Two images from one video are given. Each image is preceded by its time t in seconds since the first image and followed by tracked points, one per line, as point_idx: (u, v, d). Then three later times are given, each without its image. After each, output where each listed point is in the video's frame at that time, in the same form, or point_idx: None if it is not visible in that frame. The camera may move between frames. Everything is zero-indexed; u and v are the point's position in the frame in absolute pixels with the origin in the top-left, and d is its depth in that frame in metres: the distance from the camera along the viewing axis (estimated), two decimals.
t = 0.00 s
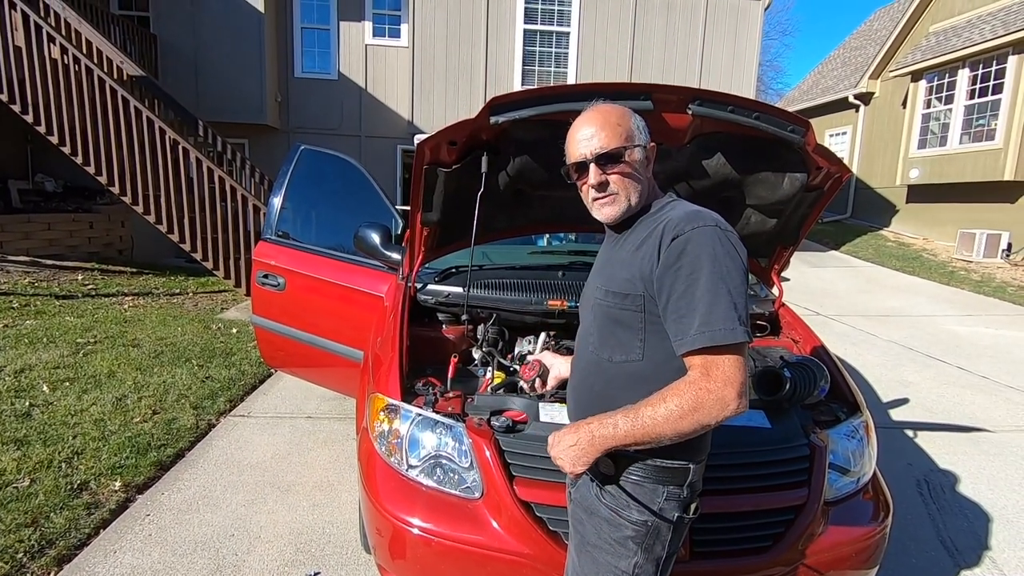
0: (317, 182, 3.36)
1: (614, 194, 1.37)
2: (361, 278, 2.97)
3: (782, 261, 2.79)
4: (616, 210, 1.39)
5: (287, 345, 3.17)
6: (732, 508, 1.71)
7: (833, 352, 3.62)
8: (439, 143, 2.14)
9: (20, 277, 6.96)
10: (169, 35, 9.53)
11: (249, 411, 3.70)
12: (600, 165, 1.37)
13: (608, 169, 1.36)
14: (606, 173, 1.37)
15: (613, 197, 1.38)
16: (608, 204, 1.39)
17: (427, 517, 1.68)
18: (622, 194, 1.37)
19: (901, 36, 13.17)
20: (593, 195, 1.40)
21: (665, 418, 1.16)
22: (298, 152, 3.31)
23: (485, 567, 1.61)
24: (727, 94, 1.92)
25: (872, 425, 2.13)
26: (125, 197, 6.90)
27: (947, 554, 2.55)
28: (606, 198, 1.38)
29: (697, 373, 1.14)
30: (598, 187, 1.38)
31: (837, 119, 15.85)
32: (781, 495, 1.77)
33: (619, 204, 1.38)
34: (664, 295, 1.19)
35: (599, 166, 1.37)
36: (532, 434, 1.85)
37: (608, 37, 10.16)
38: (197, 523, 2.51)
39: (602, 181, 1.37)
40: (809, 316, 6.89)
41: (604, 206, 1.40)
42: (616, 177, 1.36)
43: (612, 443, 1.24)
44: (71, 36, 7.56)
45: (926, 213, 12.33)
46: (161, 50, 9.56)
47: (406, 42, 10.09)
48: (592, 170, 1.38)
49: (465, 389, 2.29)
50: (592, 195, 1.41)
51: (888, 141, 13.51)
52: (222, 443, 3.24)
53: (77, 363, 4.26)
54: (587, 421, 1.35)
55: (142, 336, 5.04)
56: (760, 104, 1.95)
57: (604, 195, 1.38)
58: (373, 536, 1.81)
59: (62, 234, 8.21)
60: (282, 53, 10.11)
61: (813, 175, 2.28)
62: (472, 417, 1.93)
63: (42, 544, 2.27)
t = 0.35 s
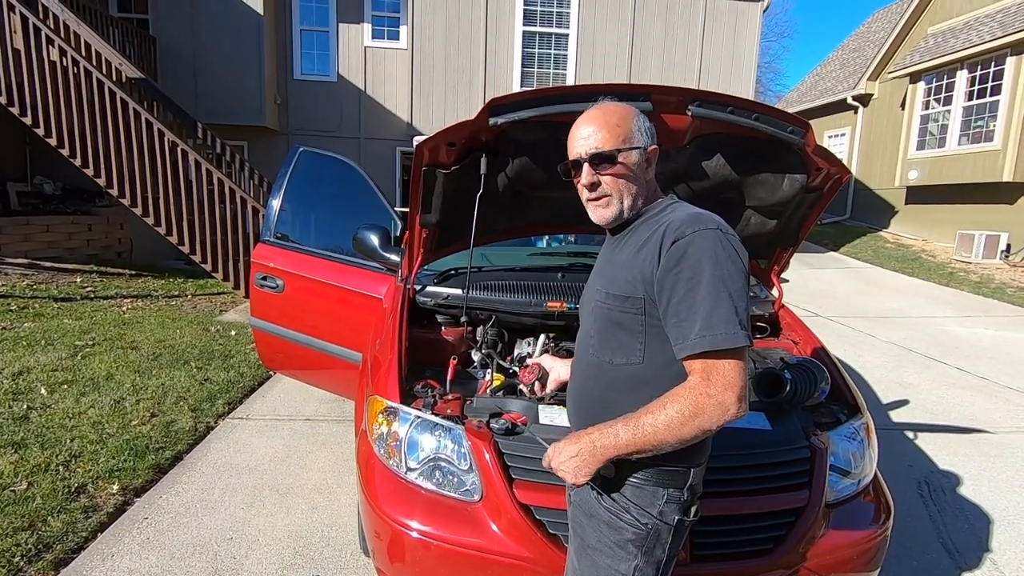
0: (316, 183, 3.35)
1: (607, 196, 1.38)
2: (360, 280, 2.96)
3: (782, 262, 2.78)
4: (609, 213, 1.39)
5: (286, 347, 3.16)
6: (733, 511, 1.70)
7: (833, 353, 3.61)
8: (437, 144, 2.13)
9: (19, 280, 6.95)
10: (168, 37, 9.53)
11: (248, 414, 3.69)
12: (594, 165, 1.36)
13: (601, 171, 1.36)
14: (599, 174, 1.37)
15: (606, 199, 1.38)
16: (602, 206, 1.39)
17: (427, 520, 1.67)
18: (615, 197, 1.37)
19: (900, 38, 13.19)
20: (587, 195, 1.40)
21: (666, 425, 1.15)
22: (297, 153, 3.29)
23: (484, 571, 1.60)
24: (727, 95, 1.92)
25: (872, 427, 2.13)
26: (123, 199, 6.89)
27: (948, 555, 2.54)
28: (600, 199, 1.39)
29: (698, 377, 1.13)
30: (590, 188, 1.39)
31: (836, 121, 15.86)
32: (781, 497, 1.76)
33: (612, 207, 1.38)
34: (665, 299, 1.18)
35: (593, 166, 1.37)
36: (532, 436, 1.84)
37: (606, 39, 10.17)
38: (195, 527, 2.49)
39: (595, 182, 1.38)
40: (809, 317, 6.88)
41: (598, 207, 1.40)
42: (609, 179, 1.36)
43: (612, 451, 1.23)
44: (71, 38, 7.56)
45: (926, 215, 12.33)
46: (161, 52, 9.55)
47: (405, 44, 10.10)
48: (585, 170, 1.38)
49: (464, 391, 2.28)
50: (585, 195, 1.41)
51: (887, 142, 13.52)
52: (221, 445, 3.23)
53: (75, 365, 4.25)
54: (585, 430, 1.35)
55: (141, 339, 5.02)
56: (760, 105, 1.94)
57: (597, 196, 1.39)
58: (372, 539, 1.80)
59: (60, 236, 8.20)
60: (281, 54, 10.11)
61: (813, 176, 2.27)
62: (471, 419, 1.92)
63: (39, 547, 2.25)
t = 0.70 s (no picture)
0: (314, 183, 3.34)
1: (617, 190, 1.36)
2: (358, 280, 2.95)
3: (780, 261, 2.78)
4: (618, 208, 1.38)
5: (283, 347, 3.14)
6: (732, 510, 1.69)
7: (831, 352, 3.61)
8: (435, 143, 2.12)
9: (15, 281, 6.92)
10: (164, 37, 9.51)
11: (245, 415, 3.68)
12: (607, 156, 1.35)
13: (615, 161, 1.35)
14: (613, 165, 1.35)
15: (616, 193, 1.36)
16: (611, 200, 1.37)
17: (425, 521, 1.67)
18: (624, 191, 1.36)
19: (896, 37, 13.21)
20: (598, 186, 1.37)
21: (673, 423, 1.14)
22: (293, 153, 3.27)
23: (482, 572, 1.59)
24: (725, 93, 1.91)
25: (870, 426, 2.12)
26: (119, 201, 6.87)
27: (947, 553, 2.55)
28: (609, 192, 1.37)
29: (705, 375, 1.13)
30: (603, 178, 1.36)
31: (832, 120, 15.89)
32: (780, 496, 1.75)
33: (621, 201, 1.37)
34: (669, 295, 1.18)
35: (606, 156, 1.35)
36: (530, 437, 1.84)
37: (603, 39, 10.17)
38: (193, 528, 2.48)
39: (609, 172, 1.35)
40: (806, 316, 6.89)
41: (608, 201, 1.38)
42: (622, 171, 1.35)
43: (618, 455, 1.20)
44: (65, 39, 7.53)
45: (922, 213, 12.36)
46: (156, 53, 9.53)
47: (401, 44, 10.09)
48: (598, 161, 1.36)
49: (463, 391, 2.27)
50: (596, 187, 1.38)
51: (884, 141, 13.54)
52: (219, 447, 3.22)
53: (72, 367, 4.23)
54: (583, 430, 1.31)
55: (137, 340, 5.00)
56: (758, 103, 1.94)
57: (609, 187, 1.36)
58: (370, 541, 1.79)
59: (56, 237, 8.18)
60: (277, 54, 10.09)
61: (810, 174, 2.27)
62: (470, 419, 1.91)
63: (36, 550, 2.24)
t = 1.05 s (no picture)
0: (311, 182, 3.33)
1: (612, 192, 1.36)
2: (356, 280, 2.95)
3: (777, 258, 2.79)
4: (612, 209, 1.38)
5: (281, 346, 3.14)
6: (729, 507, 1.70)
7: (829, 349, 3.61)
8: (431, 142, 2.13)
9: (12, 281, 6.91)
10: (161, 36, 9.48)
11: (244, 414, 3.67)
12: (600, 159, 1.35)
13: (608, 165, 1.35)
14: (606, 169, 1.35)
15: (610, 194, 1.37)
16: (606, 201, 1.38)
17: (423, 519, 1.67)
18: (620, 193, 1.36)
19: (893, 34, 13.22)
20: (591, 189, 1.38)
21: (685, 426, 1.14)
22: (291, 152, 3.26)
23: (480, 570, 1.60)
24: (721, 91, 1.91)
25: (867, 422, 2.13)
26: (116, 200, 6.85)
27: (944, 549, 2.56)
28: (604, 194, 1.37)
29: (713, 376, 1.13)
30: (596, 182, 1.37)
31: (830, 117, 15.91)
32: (777, 493, 1.76)
33: (616, 202, 1.37)
34: (673, 296, 1.18)
35: (599, 160, 1.36)
36: (528, 435, 1.85)
37: (601, 37, 10.16)
38: (191, 528, 2.49)
39: (602, 176, 1.36)
40: (804, 313, 6.91)
41: (602, 203, 1.38)
42: (615, 174, 1.35)
43: (635, 464, 1.19)
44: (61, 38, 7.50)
45: (920, 210, 12.37)
46: (153, 52, 9.51)
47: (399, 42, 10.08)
48: (591, 164, 1.36)
49: (460, 389, 2.28)
50: (589, 190, 1.39)
51: (882, 138, 13.55)
52: (217, 446, 3.21)
53: (69, 367, 4.22)
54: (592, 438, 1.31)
55: (135, 340, 5.00)
56: (754, 101, 1.94)
57: (603, 191, 1.36)
58: (368, 539, 1.79)
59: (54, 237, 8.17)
60: (274, 53, 10.08)
61: (807, 172, 2.27)
62: (468, 419, 1.93)
63: (34, 550, 2.24)
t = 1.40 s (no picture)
0: (307, 182, 3.33)
1: (608, 188, 1.37)
2: (352, 279, 2.95)
3: (773, 255, 2.79)
4: (609, 205, 1.38)
5: (277, 346, 3.14)
6: (725, 504, 1.70)
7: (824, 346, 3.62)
8: (427, 141, 2.12)
9: (6, 282, 6.88)
10: (155, 35, 9.45)
11: (241, 414, 3.67)
12: (596, 156, 1.36)
13: (605, 162, 1.36)
14: (603, 166, 1.36)
15: (607, 191, 1.37)
16: (602, 198, 1.38)
17: (420, 518, 1.67)
18: (616, 189, 1.37)
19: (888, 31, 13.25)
20: (588, 186, 1.38)
21: (682, 424, 1.15)
22: (286, 152, 3.26)
23: (478, 568, 1.60)
24: (716, 89, 1.92)
25: (863, 419, 2.14)
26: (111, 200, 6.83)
27: (939, 544, 2.57)
28: (601, 190, 1.37)
29: (710, 374, 1.14)
30: (593, 179, 1.37)
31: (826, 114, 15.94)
32: (773, 489, 1.77)
33: (612, 198, 1.37)
34: (671, 295, 1.18)
35: (595, 157, 1.36)
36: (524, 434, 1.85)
37: (597, 35, 10.17)
38: (188, 528, 2.48)
39: (599, 173, 1.36)
40: (801, 310, 6.92)
41: (598, 199, 1.38)
42: (612, 171, 1.36)
43: (631, 461, 1.20)
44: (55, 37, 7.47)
45: (915, 207, 12.42)
46: (148, 52, 9.49)
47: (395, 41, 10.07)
48: (587, 161, 1.37)
49: (457, 388, 2.28)
50: (585, 187, 1.39)
51: (877, 135, 13.59)
52: (214, 447, 3.21)
53: (65, 368, 4.21)
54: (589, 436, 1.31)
55: (131, 340, 4.99)
56: (749, 99, 1.94)
57: (600, 187, 1.37)
58: (366, 539, 1.80)
59: (49, 237, 8.14)
60: (269, 52, 10.06)
61: (802, 169, 2.28)
62: (464, 417, 1.92)
63: (30, 552, 2.24)
